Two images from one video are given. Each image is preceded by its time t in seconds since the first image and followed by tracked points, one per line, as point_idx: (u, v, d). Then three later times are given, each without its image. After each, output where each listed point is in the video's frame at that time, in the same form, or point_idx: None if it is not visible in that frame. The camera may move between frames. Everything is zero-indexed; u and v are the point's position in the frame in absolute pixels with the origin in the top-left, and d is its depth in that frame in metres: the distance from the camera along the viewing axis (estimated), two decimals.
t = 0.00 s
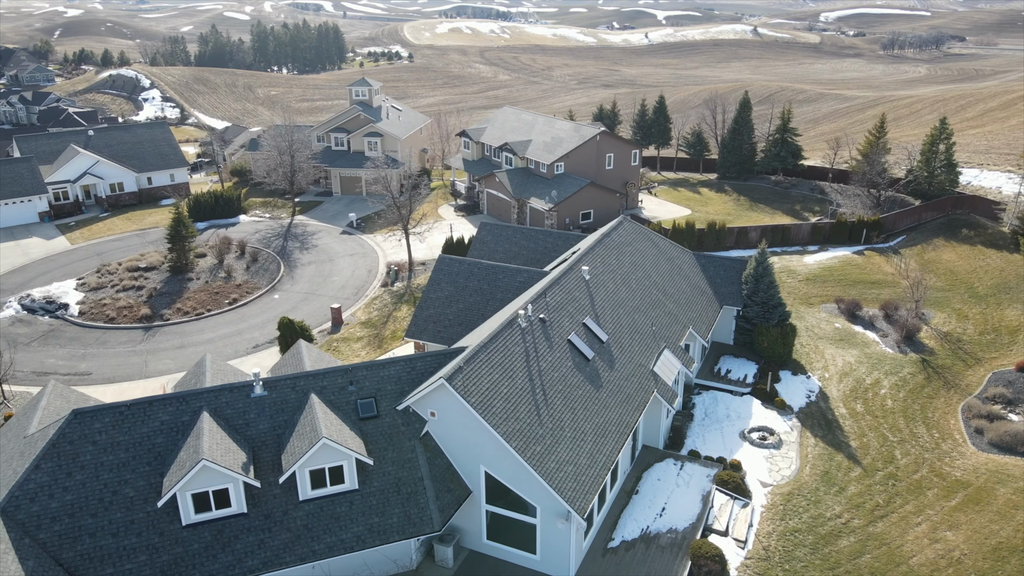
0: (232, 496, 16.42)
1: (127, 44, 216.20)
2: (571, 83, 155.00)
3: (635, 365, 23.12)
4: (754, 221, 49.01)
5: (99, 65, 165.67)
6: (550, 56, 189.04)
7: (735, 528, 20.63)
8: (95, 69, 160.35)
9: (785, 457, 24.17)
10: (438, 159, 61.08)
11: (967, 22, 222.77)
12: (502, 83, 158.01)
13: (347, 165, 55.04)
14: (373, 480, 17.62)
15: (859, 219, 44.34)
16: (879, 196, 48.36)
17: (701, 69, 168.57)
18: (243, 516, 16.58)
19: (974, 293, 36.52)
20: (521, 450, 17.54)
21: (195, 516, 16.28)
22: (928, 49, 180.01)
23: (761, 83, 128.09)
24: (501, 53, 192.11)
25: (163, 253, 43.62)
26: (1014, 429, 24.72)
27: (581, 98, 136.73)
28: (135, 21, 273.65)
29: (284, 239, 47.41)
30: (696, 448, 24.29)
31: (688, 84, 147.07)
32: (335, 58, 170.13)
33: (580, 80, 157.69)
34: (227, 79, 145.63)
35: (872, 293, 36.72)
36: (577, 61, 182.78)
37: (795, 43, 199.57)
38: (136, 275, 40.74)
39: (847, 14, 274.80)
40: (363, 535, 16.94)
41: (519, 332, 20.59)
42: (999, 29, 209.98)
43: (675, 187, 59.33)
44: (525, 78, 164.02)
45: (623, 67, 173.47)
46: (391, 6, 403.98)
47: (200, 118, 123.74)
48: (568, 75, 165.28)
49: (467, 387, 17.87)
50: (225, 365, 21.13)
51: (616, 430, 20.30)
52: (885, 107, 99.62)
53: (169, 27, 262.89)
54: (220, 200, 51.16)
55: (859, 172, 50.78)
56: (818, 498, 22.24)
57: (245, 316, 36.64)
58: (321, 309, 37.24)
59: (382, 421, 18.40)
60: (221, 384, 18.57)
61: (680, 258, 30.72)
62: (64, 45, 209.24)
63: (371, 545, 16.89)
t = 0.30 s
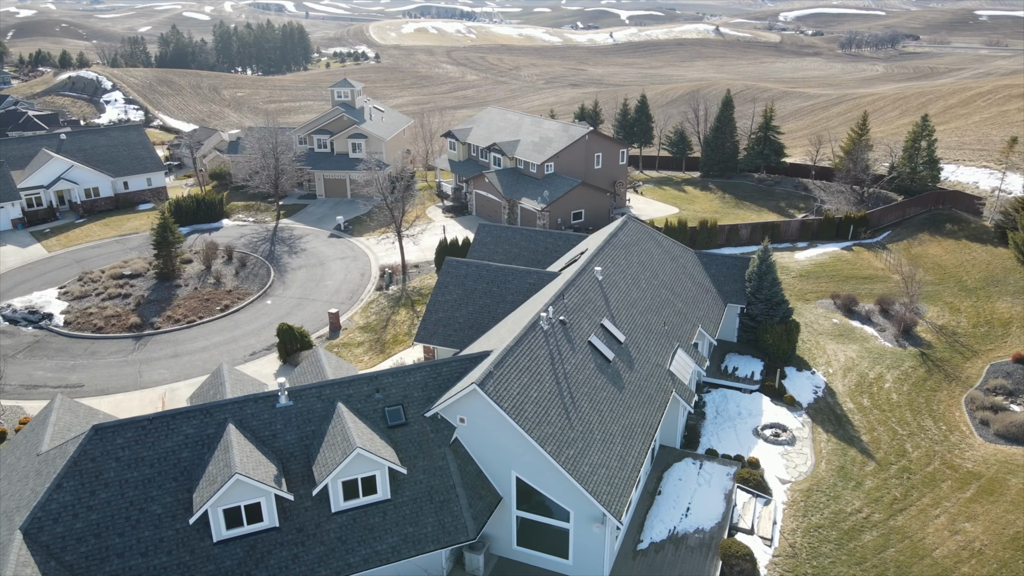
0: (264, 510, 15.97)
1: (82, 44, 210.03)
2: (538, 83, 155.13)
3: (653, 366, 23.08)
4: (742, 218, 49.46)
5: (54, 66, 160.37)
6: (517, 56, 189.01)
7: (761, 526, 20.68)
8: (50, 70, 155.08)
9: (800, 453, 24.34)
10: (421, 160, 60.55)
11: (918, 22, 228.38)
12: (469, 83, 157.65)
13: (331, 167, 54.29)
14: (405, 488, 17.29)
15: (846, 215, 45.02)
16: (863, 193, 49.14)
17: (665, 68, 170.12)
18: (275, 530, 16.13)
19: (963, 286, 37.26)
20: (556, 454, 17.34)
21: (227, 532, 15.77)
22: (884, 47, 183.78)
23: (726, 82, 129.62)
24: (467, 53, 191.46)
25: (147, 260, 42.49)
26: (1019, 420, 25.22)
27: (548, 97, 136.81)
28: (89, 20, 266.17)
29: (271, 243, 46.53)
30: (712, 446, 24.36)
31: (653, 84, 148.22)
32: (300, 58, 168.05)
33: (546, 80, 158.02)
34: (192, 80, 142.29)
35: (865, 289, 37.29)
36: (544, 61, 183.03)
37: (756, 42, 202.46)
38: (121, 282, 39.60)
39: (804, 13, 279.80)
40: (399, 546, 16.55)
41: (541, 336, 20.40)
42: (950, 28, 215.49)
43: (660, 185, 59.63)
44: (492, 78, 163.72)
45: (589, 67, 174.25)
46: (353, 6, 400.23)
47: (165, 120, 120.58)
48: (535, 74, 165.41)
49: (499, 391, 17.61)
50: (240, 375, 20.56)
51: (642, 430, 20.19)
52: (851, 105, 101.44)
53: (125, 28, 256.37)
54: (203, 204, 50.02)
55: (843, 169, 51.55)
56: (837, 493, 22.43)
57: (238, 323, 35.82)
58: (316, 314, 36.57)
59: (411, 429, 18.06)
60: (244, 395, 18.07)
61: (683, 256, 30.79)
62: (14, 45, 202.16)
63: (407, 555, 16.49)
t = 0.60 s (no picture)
0: (300, 524, 15.51)
1: (33, 45, 202.88)
2: (505, 83, 154.86)
3: (671, 366, 23.04)
4: (730, 216, 49.90)
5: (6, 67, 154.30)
6: (483, 56, 188.60)
7: (786, 523, 20.74)
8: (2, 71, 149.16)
9: (814, 449, 24.53)
10: (405, 162, 59.99)
11: (873, 21, 233.44)
12: (436, 84, 156.76)
13: (314, 170, 53.44)
14: (439, 497, 16.95)
15: (833, 212, 45.71)
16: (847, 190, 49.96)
17: (631, 67, 171.33)
18: (311, 544, 15.67)
19: (952, 280, 38.02)
20: (592, 458, 17.16)
21: (262, 548, 15.27)
22: (842, 46, 187.61)
23: (692, 81, 130.84)
24: (435, 54, 190.60)
25: (131, 267, 41.35)
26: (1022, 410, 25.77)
27: (516, 97, 136.66)
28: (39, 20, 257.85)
29: (258, 247, 45.61)
30: (728, 445, 24.42)
31: (620, 83, 149.08)
32: (263, 59, 165.72)
33: (514, 80, 157.97)
34: (154, 81, 138.45)
35: (858, 284, 37.86)
36: (510, 61, 182.96)
37: (718, 42, 205.12)
38: (106, 291, 38.44)
39: (763, 13, 284.13)
40: (437, 556, 16.19)
41: (566, 338, 20.21)
42: (904, 28, 220.76)
43: (644, 184, 59.89)
44: (459, 78, 163.04)
45: (555, 66, 174.60)
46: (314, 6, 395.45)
47: (127, 123, 117.15)
48: (502, 74, 165.19)
49: (533, 396, 17.39)
50: (258, 386, 20.02)
51: (668, 432, 20.13)
52: (817, 104, 103.29)
53: (79, 28, 248.87)
54: (184, 208, 48.85)
55: (826, 166, 52.34)
56: (855, 488, 22.63)
57: (232, 331, 35.02)
58: (312, 320, 35.92)
59: (442, 436, 17.72)
60: (269, 406, 17.57)
61: (687, 255, 30.87)
62: None
63: (446, 565, 16.14)
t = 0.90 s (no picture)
0: (340, 537, 15.08)
1: None
2: (472, 83, 154.35)
3: (689, 366, 23.02)
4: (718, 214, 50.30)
5: None
6: (449, 56, 187.88)
7: (810, 520, 20.85)
8: None
9: (828, 444, 24.74)
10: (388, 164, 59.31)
11: (830, 21, 238.13)
12: (403, 84, 155.57)
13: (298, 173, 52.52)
14: (477, 505, 16.66)
15: (820, 209, 46.34)
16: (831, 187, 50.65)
17: (597, 66, 172.19)
18: (351, 558, 15.24)
19: (941, 274, 38.78)
20: (630, 461, 17.02)
21: (302, 564, 14.80)
22: (802, 46, 190.92)
23: (659, 80, 131.80)
24: (401, 54, 189.14)
25: (116, 275, 40.15)
26: None
27: (484, 97, 136.21)
28: None
29: (245, 252, 44.66)
30: (744, 443, 24.51)
31: (587, 82, 149.59)
32: (226, 60, 162.55)
33: (482, 79, 157.55)
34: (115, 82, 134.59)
35: (851, 280, 38.40)
36: (476, 61, 182.54)
37: (680, 41, 207.12)
38: (92, 300, 37.25)
39: (723, 13, 287.96)
40: (479, 565, 15.88)
41: (592, 341, 20.05)
42: (860, 27, 225.24)
43: (628, 184, 60.07)
44: (426, 78, 162.04)
45: (521, 66, 174.65)
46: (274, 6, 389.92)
47: (88, 125, 113.65)
48: (469, 74, 164.70)
49: (568, 401, 17.19)
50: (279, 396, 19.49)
51: (695, 432, 20.09)
52: (784, 102, 104.76)
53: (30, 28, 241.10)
54: (166, 213, 47.61)
55: (810, 164, 53.03)
56: (873, 482, 22.87)
57: (228, 338, 34.18)
58: (309, 325, 35.24)
59: (476, 443, 17.42)
60: (298, 417, 17.10)
61: (690, 254, 30.95)
62: None
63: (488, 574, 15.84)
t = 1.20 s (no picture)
0: (385, 550, 14.71)
1: None
2: (439, 83, 153.58)
3: (708, 365, 23.03)
4: (706, 212, 50.67)
5: None
6: (415, 57, 186.75)
7: (835, 515, 21.00)
8: None
9: (841, 439, 24.98)
10: (371, 165, 58.61)
11: (788, 20, 242.28)
12: (371, 85, 154.12)
13: (282, 177, 51.63)
14: (517, 513, 16.40)
15: (807, 205, 46.96)
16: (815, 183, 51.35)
17: (563, 66, 172.72)
18: (396, 571, 14.87)
19: (930, 268, 39.51)
20: (668, 464, 16.91)
21: None
22: (762, 45, 194.14)
23: (626, 80, 132.53)
24: (366, 55, 187.38)
25: (100, 283, 38.96)
26: None
27: (453, 97, 135.60)
28: None
29: (232, 258, 43.70)
30: (760, 440, 24.64)
31: (555, 82, 149.87)
32: (188, 61, 159.24)
33: (449, 80, 156.87)
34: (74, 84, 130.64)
35: (844, 275, 38.95)
36: (441, 61, 181.73)
37: (644, 40, 208.90)
38: (78, 309, 36.06)
39: (684, 12, 291.10)
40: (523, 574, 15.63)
41: (618, 342, 19.93)
42: (818, 26, 229.63)
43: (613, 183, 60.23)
44: (394, 79, 160.78)
45: (488, 66, 174.39)
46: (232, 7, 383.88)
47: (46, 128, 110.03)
48: (437, 74, 163.96)
49: (605, 404, 17.03)
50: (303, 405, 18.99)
51: (722, 431, 20.07)
52: (752, 100, 106.19)
53: None
54: (147, 219, 46.38)
55: (794, 161, 53.72)
56: (890, 476, 23.13)
57: (223, 346, 33.36)
58: (306, 331, 34.55)
59: (512, 449, 17.16)
60: (330, 428, 16.69)
61: (694, 253, 31.06)
62: None
63: None
